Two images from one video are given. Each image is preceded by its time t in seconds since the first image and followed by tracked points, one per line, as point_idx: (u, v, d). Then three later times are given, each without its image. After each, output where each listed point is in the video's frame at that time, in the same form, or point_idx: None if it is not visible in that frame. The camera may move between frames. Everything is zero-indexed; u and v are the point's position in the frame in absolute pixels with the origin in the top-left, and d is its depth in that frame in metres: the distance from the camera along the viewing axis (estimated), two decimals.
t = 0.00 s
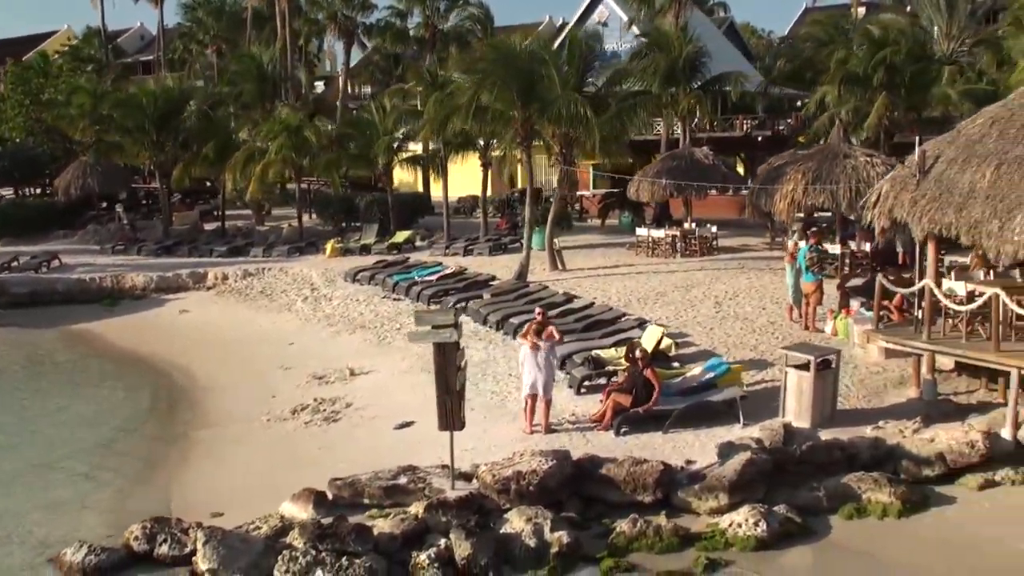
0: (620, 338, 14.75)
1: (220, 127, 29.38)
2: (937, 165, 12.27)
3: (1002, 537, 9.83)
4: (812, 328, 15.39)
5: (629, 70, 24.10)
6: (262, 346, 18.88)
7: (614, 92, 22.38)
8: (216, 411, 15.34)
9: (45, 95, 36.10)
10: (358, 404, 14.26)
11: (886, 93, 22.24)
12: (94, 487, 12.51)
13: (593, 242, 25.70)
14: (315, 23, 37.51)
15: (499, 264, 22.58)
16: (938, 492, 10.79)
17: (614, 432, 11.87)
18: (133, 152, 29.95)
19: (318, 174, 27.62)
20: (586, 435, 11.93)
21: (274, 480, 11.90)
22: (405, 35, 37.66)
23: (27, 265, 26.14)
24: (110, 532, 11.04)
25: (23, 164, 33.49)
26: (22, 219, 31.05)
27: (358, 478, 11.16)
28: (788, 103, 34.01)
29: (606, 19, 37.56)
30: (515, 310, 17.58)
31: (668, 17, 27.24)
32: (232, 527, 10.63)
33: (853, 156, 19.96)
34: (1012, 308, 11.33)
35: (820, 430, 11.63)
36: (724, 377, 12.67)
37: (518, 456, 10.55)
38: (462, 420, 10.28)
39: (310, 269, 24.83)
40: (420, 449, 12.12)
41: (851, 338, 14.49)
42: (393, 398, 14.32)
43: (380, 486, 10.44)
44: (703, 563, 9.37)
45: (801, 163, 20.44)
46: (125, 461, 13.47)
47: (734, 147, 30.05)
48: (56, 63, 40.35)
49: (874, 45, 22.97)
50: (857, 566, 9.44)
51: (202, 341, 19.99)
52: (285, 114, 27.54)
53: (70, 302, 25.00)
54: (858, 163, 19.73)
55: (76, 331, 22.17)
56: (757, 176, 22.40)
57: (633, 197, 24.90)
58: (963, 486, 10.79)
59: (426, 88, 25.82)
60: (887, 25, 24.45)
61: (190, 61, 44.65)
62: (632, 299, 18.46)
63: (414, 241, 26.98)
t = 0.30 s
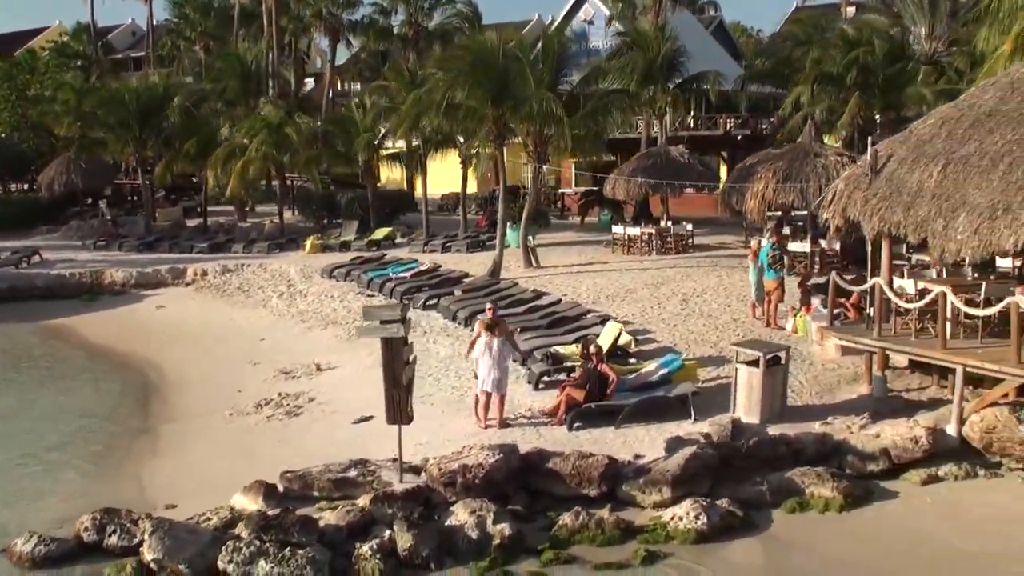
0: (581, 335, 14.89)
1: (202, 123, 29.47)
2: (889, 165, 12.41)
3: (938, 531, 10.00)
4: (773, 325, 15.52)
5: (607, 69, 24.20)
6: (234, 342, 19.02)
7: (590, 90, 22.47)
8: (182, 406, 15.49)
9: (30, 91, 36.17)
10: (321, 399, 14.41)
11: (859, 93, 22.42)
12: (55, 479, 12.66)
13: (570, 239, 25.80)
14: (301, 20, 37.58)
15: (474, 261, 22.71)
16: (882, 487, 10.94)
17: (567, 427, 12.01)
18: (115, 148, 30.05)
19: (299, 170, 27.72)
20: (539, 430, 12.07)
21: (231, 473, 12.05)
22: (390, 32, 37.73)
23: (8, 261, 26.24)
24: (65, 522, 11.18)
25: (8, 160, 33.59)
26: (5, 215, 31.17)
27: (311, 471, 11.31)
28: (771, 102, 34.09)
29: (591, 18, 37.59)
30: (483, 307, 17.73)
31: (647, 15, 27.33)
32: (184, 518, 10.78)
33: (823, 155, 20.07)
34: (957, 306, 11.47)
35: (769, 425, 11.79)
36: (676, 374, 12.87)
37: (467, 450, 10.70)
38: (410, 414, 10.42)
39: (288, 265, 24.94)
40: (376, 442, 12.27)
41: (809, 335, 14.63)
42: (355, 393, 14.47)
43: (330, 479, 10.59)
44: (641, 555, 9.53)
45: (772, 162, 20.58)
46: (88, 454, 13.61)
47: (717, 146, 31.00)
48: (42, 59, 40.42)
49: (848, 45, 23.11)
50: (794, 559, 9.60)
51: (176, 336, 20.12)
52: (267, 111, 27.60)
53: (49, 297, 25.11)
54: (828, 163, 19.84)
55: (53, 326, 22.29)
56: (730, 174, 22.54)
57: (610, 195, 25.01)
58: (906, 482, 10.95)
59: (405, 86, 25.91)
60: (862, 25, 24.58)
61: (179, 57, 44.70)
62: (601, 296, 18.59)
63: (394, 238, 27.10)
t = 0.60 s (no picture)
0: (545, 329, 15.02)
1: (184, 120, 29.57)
2: (842, 161, 12.54)
3: (879, 522, 10.15)
4: (738, 320, 15.64)
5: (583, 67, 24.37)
6: (207, 337, 19.15)
7: (566, 87, 22.61)
8: (151, 400, 15.63)
9: (16, 88, 36.23)
10: (285, 393, 14.56)
11: (832, 90, 22.63)
12: (17, 470, 12.79)
13: (549, 235, 25.93)
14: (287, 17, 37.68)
15: (450, 257, 22.84)
16: (829, 479, 11.09)
17: (523, 421, 12.12)
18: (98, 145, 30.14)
19: (280, 167, 27.85)
20: (495, 424, 12.20)
21: (190, 465, 12.20)
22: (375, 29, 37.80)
23: None
24: (24, 512, 11.32)
25: None
26: None
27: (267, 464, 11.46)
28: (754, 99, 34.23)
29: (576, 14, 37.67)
30: (453, 302, 17.88)
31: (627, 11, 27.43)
32: (139, 510, 10.93)
33: (794, 151, 20.20)
34: (905, 300, 11.61)
35: (721, 419, 11.94)
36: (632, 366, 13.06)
37: (418, 442, 10.86)
38: (361, 408, 10.57)
39: (268, 261, 25.06)
40: (334, 436, 12.42)
41: (770, 330, 14.78)
42: (319, 387, 14.62)
43: (283, 471, 10.74)
44: (584, 545, 9.68)
45: (744, 158, 20.71)
46: (53, 447, 13.73)
47: (699, 142, 31.30)
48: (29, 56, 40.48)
49: (823, 42, 23.39)
50: (735, 549, 9.76)
51: (151, 332, 20.23)
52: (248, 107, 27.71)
53: (30, 293, 25.21)
54: (799, 159, 19.99)
55: (31, 322, 22.39)
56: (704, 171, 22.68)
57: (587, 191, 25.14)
58: (853, 474, 11.11)
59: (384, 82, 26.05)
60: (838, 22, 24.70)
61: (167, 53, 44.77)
62: (572, 291, 18.73)
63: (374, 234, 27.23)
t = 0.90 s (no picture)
0: (510, 325, 15.16)
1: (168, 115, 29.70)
2: (797, 159, 12.67)
3: (822, 515, 10.30)
4: (702, 316, 15.77)
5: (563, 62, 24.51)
6: (182, 331, 19.30)
7: (543, 84, 22.74)
8: (120, 393, 15.78)
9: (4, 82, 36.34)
10: (251, 387, 14.71)
11: (809, 88, 22.73)
12: None
13: (528, 231, 26.08)
14: (275, 12, 37.88)
15: (429, 253, 23.00)
16: (778, 473, 11.24)
17: (480, 414, 12.27)
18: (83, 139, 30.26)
19: (262, 161, 27.98)
20: (452, 416, 12.34)
21: (151, 456, 12.35)
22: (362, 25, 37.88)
23: None
24: None
25: None
26: None
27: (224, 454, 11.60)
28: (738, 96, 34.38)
29: (563, 11, 37.78)
30: (425, 297, 18.03)
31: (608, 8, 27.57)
32: (96, 499, 11.08)
33: (768, 149, 20.33)
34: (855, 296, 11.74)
35: (675, 413, 12.09)
36: (592, 363, 13.13)
37: (371, 435, 11.00)
38: (314, 400, 10.71)
39: (249, 256, 25.19)
40: (294, 428, 12.59)
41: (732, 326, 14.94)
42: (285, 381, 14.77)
43: (238, 462, 10.88)
44: (529, 536, 9.82)
45: (718, 156, 20.83)
46: (20, 437, 13.88)
47: (684, 139, 31.54)
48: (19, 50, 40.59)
49: (800, 40, 23.60)
50: (678, 540, 9.91)
51: (128, 326, 20.37)
52: (231, 103, 27.86)
53: (11, 286, 25.33)
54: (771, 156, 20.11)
55: (11, 316, 22.52)
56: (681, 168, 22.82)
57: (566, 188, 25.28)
58: (803, 468, 11.25)
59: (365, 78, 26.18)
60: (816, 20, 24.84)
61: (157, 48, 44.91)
62: (544, 287, 18.90)
63: (357, 230, 27.39)
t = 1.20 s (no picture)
0: (475, 321, 15.29)
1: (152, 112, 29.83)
2: (754, 156, 12.82)
3: (767, 508, 10.45)
4: (668, 312, 15.88)
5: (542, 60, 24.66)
6: (157, 326, 19.44)
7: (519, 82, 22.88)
8: (91, 387, 15.93)
9: None
10: (219, 381, 14.85)
11: (787, 85, 22.89)
12: None
13: (509, 228, 26.20)
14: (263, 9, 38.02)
15: (408, 250, 23.13)
16: (729, 467, 11.38)
17: (439, 409, 12.39)
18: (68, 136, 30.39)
19: (246, 157, 28.11)
20: (411, 411, 12.47)
21: (113, 448, 12.50)
22: (349, 22, 38.03)
23: None
24: None
25: None
26: None
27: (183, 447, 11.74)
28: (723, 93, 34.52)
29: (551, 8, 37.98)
30: (398, 294, 18.16)
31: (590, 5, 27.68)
32: (55, 490, 11.23)
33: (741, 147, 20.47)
34: (808, 292, 11.88)
35: (631, 407, 12.22)
36: (552, 358, 13.25)
37: (325, 428, 11.15)
38: (268, 395, 10.85)
39: (231, 252, 25.33)
40: (256, 422, 12.73)
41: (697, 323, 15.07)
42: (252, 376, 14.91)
43: (194, 455, 11.03)
44: (476, 528, 9.97)
45: (693, 153, 20.98)
46: None
47: (669, 136, 31.68)
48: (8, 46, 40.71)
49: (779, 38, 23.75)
50: (623, 531, 10.06)
51: (106, 321, 20.50)
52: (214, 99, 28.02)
53: None
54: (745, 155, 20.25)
55: None
56: (658, 165, 22.96)
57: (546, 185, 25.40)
58: (753, 462, 11.39)
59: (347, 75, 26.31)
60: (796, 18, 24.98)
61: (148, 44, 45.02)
62: (518, 283, 19.04)
63: (341, 227, 27.53)
